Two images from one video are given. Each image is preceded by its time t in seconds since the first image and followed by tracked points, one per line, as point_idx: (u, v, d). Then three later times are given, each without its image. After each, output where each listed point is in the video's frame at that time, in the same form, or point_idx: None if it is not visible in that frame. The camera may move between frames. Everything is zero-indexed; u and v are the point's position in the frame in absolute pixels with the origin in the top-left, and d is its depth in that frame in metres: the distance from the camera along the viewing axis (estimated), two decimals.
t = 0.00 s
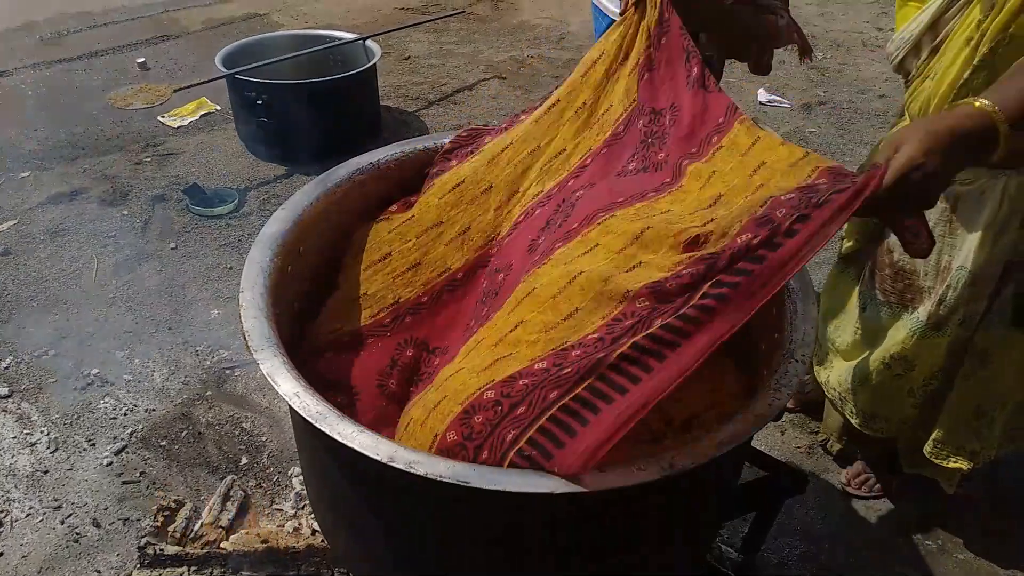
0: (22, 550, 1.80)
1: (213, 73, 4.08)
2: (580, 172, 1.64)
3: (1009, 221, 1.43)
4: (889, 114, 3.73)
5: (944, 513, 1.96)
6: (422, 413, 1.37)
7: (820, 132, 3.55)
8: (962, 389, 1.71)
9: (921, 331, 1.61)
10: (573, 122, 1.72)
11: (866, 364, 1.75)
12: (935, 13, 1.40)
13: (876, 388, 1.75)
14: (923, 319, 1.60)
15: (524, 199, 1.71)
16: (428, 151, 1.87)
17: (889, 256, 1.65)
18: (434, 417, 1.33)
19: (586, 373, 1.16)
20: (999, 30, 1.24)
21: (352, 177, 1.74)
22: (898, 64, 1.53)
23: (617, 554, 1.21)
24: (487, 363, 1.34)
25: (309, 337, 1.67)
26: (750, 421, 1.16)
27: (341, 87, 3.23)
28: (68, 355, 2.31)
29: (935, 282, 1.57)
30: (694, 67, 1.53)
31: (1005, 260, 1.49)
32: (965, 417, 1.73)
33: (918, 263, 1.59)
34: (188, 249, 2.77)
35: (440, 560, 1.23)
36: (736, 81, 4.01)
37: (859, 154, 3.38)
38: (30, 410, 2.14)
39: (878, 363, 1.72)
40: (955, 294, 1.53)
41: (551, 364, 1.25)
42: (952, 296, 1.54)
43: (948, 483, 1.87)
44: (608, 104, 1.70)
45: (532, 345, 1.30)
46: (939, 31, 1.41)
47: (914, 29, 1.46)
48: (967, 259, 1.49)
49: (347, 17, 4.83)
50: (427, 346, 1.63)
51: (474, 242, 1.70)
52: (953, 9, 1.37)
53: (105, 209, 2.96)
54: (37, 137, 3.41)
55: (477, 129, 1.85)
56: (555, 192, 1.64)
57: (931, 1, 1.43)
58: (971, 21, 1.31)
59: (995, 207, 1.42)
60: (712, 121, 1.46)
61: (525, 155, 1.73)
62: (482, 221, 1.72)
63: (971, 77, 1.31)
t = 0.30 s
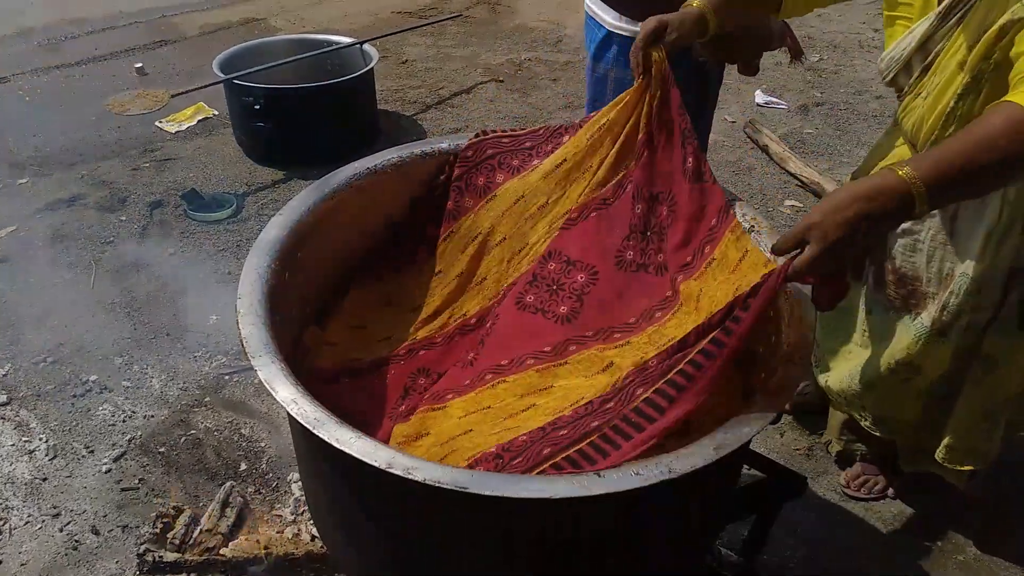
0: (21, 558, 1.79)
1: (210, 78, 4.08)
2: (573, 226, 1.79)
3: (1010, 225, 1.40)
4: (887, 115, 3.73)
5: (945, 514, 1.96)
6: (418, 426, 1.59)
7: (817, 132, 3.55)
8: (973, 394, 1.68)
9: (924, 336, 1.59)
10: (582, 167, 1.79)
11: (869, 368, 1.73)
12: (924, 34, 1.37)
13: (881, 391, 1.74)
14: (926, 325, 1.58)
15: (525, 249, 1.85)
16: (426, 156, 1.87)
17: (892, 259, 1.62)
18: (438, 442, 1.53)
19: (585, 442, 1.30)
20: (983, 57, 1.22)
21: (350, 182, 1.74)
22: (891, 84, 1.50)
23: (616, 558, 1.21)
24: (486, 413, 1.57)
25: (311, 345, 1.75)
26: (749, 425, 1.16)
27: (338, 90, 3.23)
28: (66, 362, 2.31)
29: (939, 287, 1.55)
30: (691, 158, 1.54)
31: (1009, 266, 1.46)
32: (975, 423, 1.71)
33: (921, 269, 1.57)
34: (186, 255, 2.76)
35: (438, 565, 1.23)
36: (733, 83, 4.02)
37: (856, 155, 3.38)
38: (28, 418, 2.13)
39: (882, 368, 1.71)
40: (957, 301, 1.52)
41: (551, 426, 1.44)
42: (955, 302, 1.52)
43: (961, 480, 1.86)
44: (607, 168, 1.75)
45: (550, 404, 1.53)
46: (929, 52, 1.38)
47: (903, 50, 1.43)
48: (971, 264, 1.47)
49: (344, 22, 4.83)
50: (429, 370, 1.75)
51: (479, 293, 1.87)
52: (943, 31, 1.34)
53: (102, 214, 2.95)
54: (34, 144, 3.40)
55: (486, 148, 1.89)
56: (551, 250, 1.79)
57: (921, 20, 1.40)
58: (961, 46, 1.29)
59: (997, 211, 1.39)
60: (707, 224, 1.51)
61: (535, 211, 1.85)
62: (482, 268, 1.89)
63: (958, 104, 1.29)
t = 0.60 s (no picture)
0: (20, 564, 1.79)
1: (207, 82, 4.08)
2: (596, 296, 1.78)
3: (1008, 234, 1.41)
4: (883, 114, 3.74)
5: (943, 513, 1.96)
6: (427, 438, 1.56)
7: (814, 132, 3.56)
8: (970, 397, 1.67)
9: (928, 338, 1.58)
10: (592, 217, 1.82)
11: (873, 371, 1.70)
12: (912, 57, 1.39)
13: (880, 391, 1.73)
14: (929, 328, 1.57)
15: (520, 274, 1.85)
16: (423, 160, 1.86)
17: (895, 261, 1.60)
18: (450, 461, 1.51)
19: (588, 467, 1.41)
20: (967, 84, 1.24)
21: (347, 186, 1.73)
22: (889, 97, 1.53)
23: (615, 560, 1.21)
24: (496, 433, 1.56)
25: (307, 349, 1.76)
26: (746, 427, 1.16)
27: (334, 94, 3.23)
28: (65, 368, 2.31)
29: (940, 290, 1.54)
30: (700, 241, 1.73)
31: (1011, 269, 1.46)
32: (973, 428, 1.69)
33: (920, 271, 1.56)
34: (184, 260, 2.77)
35: (437, 569, 1.23)
36: (729, 83, 4.02)
37: (852, 154, 3.39)
38: (27, 423, 2.14)
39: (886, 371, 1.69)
40: (960, 306, 1.51)
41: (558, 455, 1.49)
42: (957, 306, 1.52)
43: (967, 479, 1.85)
44: (631, 235, 1.76)
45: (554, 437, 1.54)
46: (921, 73, 1.40)
47: (893, 69, 1.44)
48: (971, 271, 1.47)
49: (340, 25, 4.84)
50: (427, 374, 1.76)
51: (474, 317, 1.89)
52: (932, 53, 1.35)
53: (100, 219, 2.96)
54: (32, 149, 3.41)
55: (487, 167, 1.88)
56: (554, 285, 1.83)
57: (911, 42, 1.40)
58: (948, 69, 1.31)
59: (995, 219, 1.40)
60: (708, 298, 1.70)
61: (530, 246, 1.85)
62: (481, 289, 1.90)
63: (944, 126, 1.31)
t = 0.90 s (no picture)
0: (20, 563, 1.79)
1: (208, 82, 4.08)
2: (595, 331, 1.87)
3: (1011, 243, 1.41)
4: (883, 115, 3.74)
5: (943, 516, 1.96)
6: (426, 439, 1.56)
7: (814, 133, 3.56)
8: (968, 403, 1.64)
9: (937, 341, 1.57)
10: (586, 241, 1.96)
11: (881, 372, 1.69)
12: (910, 84, 1.39)
13: (883, 391, 1.72)
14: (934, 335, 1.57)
15: (515, 297, 1.90)
16: (422, 161, 1.86)
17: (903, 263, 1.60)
18: (450, 461, 1.50)
19: (587, 471, 1.43)
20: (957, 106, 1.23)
21: (347, 186, 1.74)
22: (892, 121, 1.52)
23: (614, 560, 1.21)
24: (495, 434, 1.56)
25: (308, 350, 1.75)
26: (747, 428, 1.16)
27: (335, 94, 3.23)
28: (65, 368, 2.31)
29: (945, 294, 1.53)
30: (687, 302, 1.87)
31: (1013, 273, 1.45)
32: (970, 438, 1.64)
33: (925, 275, 1.56)
34: (184, 260, 2.77)
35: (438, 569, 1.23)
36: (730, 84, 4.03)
37: (853, 155, 3.39)
38: (27, 423, 2.14)
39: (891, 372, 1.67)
40: (965, 313, 1.50)
41: (557, 459, 1.48)
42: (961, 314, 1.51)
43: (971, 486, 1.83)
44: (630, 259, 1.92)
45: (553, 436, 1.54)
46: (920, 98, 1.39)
47: (894, 95, 1.44)
48: (976, 279, 1.46)
49: (341, 25, 4.84)
50: (426, 374, 1.76)
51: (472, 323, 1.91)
52: (927, 81, 1.36)
53: (101, 219, 2.96)
54: (32, 149, 3.41)
55: (489, 186, 1.92)
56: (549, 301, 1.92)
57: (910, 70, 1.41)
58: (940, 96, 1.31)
59: (997, 228, 1.40)
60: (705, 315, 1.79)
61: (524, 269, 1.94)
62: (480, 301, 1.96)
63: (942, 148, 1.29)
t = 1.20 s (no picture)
0: (20, 558, 1.80)
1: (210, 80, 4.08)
2: (593, 327, 1.87)
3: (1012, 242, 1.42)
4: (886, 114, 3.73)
5: (944, 515, 1.96)
6: (425, 436, 1.56)
7: (816, 132, 3.56)
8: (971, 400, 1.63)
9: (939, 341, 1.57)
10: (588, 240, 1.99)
11: (884, 369, 1.69)
12: (903, 91, 1.39)
13: (886, 388, 1.72)
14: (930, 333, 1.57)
15: (519, 295, 1.94)
16: (422, 158, 1.85)
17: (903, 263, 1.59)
18: (449, 458, 1.50)
19: (587, 468, 1.42)
20: (958, 121, 1.25)
21: (346, 183, 1.74)
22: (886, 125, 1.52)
23: (612, 557, 1.21)
24: (494, 431, 1.56)
25: (307, 347, 1.76)
26: (746, 425, 1.17)
27: (336, 92, 3.23)
28: (66, 364, 2.31)
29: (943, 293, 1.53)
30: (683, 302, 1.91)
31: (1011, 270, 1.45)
32: (971, 435, 1.64)
33: (925, 274, 1.55)
34: (185, 257, 2.77)
35: (437, 565, 1.23)
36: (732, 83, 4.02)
37: (854, 154, 3.38)
38: (28, 419, 2.14)
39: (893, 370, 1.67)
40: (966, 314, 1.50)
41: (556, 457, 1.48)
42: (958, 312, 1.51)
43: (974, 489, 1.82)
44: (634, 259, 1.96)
45: (553, 433, 1.54)
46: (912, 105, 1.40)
47: (887, 100, 1.44)
48: (977, 279, 1.46)
49: (343, 23, 4.84)
50: (425, 371, 1.76)
51: (475, 319, 1.94)
52: (919, 89, 1.36)
53: (102, 216, 2.96)
54: (34, 146, 3.41)
55: (491, 185, 1.95)
56: (551, 299, 1.93)
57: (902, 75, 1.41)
58: (937, 106, 1.31)
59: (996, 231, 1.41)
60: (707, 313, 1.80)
61: (528, 268, 1.98)
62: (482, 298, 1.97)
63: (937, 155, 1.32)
